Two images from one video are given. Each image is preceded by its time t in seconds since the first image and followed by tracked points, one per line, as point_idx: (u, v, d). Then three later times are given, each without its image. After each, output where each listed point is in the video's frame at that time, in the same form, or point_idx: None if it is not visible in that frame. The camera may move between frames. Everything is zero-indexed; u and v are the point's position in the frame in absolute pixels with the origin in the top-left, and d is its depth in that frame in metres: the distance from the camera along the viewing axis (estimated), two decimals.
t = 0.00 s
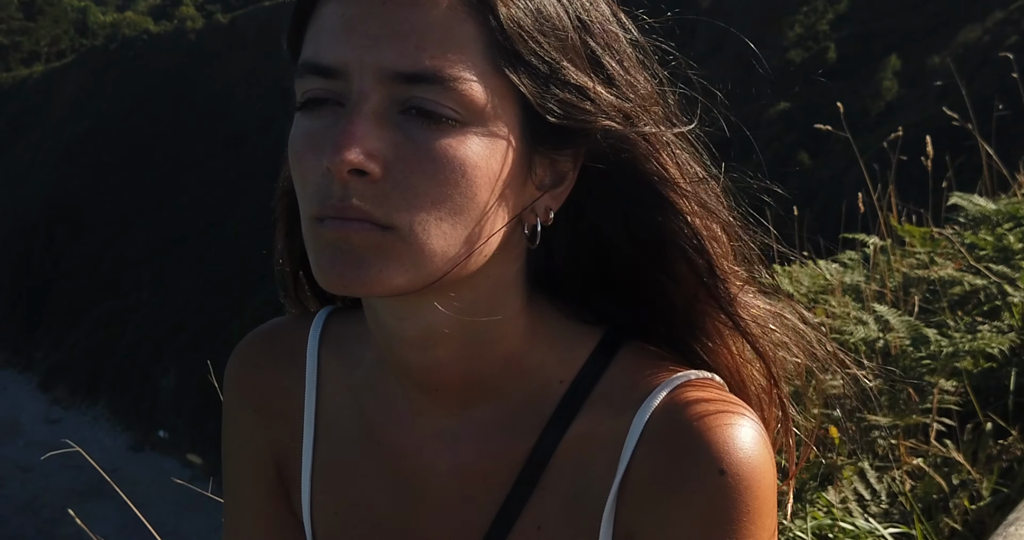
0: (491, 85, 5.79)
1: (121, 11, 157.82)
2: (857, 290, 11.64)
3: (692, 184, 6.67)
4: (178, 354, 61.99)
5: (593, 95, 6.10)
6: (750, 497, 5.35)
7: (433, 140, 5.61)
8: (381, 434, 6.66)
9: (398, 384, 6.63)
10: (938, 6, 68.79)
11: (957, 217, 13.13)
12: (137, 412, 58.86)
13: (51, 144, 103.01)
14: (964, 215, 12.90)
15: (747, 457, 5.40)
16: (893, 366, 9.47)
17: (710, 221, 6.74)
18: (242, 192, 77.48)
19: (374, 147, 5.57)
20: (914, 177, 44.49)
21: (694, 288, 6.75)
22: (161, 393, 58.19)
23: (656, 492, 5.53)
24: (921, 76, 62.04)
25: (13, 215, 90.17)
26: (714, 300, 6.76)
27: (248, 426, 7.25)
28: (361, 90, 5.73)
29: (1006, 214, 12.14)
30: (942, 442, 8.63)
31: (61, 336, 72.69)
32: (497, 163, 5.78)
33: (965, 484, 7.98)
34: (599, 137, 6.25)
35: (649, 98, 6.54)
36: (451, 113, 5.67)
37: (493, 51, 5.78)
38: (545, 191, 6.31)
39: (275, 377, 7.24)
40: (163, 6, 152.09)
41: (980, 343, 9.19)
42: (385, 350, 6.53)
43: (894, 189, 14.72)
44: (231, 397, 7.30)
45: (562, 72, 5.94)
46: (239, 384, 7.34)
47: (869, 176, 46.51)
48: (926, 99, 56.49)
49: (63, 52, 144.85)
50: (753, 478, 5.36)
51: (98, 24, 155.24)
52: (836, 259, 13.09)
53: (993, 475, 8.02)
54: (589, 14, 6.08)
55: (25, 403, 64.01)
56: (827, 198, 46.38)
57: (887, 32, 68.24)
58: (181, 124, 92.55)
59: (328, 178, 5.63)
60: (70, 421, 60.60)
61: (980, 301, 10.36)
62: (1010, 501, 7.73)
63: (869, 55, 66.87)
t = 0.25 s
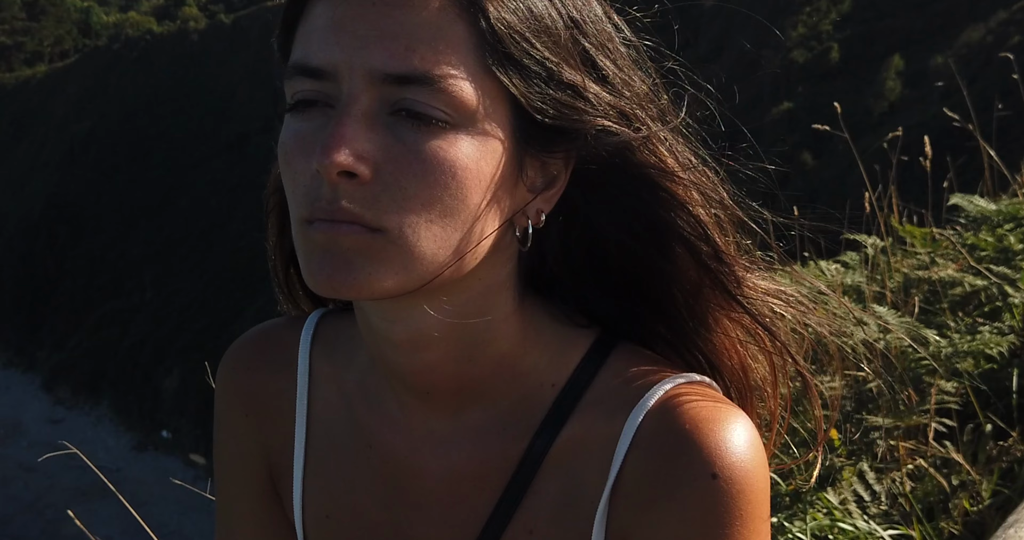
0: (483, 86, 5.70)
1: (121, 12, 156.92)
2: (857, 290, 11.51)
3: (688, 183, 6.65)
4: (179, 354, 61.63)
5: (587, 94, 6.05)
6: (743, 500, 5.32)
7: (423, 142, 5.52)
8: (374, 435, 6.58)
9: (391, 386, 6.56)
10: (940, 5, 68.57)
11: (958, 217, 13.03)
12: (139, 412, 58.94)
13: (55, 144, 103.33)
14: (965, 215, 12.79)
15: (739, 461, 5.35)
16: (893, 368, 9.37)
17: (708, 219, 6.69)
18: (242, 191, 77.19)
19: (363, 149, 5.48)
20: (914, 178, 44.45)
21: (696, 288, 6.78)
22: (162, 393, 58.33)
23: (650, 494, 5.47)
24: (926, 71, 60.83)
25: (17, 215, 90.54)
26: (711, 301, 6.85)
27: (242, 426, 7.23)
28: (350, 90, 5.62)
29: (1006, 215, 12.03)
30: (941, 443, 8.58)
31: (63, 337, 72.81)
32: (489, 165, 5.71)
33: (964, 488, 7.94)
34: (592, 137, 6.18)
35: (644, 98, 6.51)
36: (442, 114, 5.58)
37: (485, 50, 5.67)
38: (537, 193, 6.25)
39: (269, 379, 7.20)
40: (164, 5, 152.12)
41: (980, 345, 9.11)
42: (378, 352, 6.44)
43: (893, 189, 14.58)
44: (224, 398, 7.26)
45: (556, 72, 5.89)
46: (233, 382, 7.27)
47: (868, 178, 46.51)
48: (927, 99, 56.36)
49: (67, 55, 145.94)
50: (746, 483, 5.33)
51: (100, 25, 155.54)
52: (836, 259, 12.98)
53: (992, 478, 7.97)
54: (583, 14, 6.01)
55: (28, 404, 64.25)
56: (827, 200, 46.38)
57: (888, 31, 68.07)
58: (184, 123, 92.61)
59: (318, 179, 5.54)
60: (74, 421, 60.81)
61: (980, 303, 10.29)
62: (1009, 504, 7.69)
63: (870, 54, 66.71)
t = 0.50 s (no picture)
0: (472, 88, 5.63)
1: (123, 10, 156.83)
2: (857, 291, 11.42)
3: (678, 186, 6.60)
4: (182, 354, 61.65)
5: (576, 96, 5.99)
6: (735, 505, 5.27)
7: (411, 145, 5.46)
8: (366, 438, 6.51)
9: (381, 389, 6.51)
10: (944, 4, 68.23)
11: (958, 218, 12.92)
12: (143, 412, 59.12)
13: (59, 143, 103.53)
14: (966, 215, 12.67)
15: (730, 465, 5.30)
16: (891, 370, 9.29)
17: (697, 219, 6.63)
18: (245, 190, 77.25)
19: (351, 152, 5.42)
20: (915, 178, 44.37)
21: (684, 293, 6.70)
22: (166, 392, 58.46)
23: (641, 498, 5.42)
24: (929, 71, 60.84)
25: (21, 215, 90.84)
26: (701, 302, 6.74)
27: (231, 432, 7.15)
28: (338, 93, 5.56)
29: (1007, 215, 11.90)
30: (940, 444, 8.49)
31: (67, 337, 73.05)
32: (479, 168, 5.64)
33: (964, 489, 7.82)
34: (582, 140, 6.12)
35: (635, 100, 6.45)
36: (430, 116, 5.52)
37: (473, 52, 5.61)
38: (528, 196, 6.18)
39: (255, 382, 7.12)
40: (167, 5, 152.29)
41: (979, 345, 8.99)
42: (368, 356, 6.37)
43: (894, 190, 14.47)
44: (215, 401, 7.20)
45: (545, 74, 5.83)
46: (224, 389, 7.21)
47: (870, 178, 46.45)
48: (930, 99, 56.12)
49: (70, 54, 144.49)
50: (738, 488, 5.29)
51: (103, 25, 155.74)
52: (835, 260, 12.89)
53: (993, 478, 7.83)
54: (572, 16, 5.96)
55: (32, 403, 64.50)
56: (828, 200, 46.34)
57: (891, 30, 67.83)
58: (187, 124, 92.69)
59: (306, 183, 5.47)
60: (77, 421, 60.96)
61: (981, 304, 10.17)
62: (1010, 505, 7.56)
63: (873, 54, 66.52)
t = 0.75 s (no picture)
0: (464, 92, 5.58)
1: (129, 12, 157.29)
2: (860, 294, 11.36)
3: (669, 189, 6.56)
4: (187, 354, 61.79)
5: (568, 100, 5.93)
6: (728, 511, 5.21)
7: (402, 148, 5.41)
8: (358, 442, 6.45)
9: (374, 394, 6.46)
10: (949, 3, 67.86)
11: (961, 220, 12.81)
12: (149, 411, 59.36)
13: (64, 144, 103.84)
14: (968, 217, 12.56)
15: (724, 471, 5.25)
16: (891, 373, 9.19)
17: (687, 226, 6.59)
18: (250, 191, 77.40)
19: (341, 155, 5.37)
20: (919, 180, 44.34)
21: (677, 292, 6.60)
22: (171, 392, 58.62)
23: (634, 505, 5.35)
24: (934, 71, 60.75)
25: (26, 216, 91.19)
26: (693, 308, 6.67)
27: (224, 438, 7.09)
28: (328, 97, 5.52)
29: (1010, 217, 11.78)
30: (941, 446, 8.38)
31: (73, 337, 73.30)
32: (470, 173, 5.59)
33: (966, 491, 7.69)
34: (574, 144, 6.05)
35: (627, 104, 6.40)
36: (421, 120, 5.47)
37: (464, 55, 5.55)
38: (520, 201, 6.12)
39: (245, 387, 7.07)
40: (172, 6, 152.61)
41: (980, 347, 8.86)
42: (361, 361, 6.32)
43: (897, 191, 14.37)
44: (207, 407, 7.15)
45: (537, 77, 5.77)
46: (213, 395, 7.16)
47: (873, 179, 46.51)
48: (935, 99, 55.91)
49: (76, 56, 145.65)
50: (731, 493, 5.23)
51: (108, 25, 156.05)
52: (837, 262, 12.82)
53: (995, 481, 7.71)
54: (564, 20, 5.92)
55: (38, 403, 64.78)
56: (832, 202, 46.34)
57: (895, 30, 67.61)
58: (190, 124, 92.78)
59: (296, 187, 5.43)
60: (82, 421, 61.14)
61: (983, 306, 10.05)
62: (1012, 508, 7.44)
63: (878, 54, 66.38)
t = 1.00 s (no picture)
0: (456, 96, 5.51)
1: (137, 12, 157.77)
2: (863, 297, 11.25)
3: (663, 195, 6.49)
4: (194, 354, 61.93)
5: (561, 105, 5.87)
6: (724, 518, 5.13)
7: (394, 153, 5.33)
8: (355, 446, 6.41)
9: (369, 399, 6.39)
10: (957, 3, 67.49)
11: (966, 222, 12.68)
12: (155, 411, 59.52)
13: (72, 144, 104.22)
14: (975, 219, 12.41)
15: (720, 477, 5.16)
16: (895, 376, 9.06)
17: (678, 237, 6.53)
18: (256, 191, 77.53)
19: (333, 160, 5.31)
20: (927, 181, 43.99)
21: (672, 299, 6.51)
22: (178, 392, 58.73)
23: (630, 512, 5.27)
24: (942, 71, 60.40)
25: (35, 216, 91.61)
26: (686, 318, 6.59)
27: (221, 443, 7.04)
28: (320, 99, 5.45)
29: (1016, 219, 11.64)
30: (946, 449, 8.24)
31: (80, 337, 73.56)
32: (463, 177, 5.52)
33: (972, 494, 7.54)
34: (568, 147, 5.97)
35: (621, 111, 6.33)
36: (413, 124, 5.40)
37: (456, 59, 5.49)
38: (514, 205, 6.04)
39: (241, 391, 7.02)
40: (180, 6, 152.96)
41: (987, 348, 8.69)
42: (355, 366, 6.25)
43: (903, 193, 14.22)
44: (204, 411, 7.12)
45: (530, 81, 5.71)
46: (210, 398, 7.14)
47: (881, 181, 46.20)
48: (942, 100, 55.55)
49: (84, 56, 146.44)
50: (728, 500, 5.14)
51: (117, 26, 156.48)
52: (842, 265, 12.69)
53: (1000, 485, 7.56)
54: (558, 24, 5.85)
55: (46, 403, 65.00)
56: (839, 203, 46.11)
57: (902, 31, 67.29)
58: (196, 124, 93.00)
59: (288, 191, 5.37)
60: (89, 421, 61.35)
61: (989, 308, 9.90)
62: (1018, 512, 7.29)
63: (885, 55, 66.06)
